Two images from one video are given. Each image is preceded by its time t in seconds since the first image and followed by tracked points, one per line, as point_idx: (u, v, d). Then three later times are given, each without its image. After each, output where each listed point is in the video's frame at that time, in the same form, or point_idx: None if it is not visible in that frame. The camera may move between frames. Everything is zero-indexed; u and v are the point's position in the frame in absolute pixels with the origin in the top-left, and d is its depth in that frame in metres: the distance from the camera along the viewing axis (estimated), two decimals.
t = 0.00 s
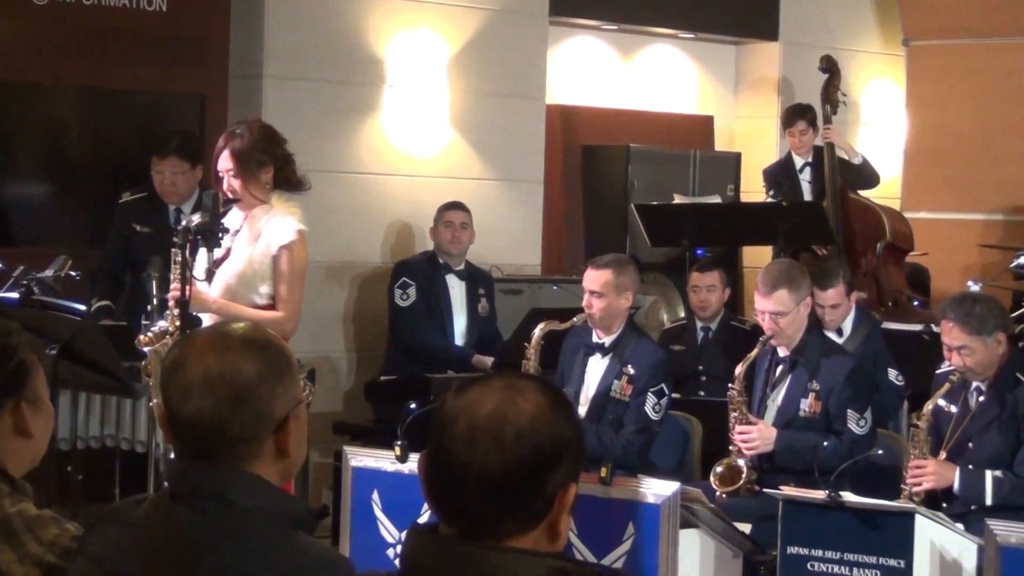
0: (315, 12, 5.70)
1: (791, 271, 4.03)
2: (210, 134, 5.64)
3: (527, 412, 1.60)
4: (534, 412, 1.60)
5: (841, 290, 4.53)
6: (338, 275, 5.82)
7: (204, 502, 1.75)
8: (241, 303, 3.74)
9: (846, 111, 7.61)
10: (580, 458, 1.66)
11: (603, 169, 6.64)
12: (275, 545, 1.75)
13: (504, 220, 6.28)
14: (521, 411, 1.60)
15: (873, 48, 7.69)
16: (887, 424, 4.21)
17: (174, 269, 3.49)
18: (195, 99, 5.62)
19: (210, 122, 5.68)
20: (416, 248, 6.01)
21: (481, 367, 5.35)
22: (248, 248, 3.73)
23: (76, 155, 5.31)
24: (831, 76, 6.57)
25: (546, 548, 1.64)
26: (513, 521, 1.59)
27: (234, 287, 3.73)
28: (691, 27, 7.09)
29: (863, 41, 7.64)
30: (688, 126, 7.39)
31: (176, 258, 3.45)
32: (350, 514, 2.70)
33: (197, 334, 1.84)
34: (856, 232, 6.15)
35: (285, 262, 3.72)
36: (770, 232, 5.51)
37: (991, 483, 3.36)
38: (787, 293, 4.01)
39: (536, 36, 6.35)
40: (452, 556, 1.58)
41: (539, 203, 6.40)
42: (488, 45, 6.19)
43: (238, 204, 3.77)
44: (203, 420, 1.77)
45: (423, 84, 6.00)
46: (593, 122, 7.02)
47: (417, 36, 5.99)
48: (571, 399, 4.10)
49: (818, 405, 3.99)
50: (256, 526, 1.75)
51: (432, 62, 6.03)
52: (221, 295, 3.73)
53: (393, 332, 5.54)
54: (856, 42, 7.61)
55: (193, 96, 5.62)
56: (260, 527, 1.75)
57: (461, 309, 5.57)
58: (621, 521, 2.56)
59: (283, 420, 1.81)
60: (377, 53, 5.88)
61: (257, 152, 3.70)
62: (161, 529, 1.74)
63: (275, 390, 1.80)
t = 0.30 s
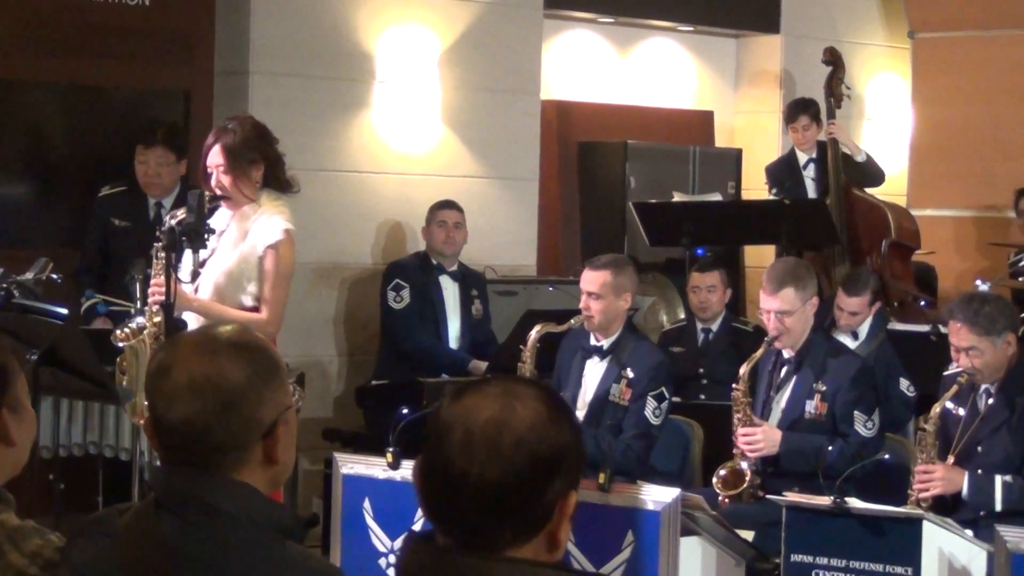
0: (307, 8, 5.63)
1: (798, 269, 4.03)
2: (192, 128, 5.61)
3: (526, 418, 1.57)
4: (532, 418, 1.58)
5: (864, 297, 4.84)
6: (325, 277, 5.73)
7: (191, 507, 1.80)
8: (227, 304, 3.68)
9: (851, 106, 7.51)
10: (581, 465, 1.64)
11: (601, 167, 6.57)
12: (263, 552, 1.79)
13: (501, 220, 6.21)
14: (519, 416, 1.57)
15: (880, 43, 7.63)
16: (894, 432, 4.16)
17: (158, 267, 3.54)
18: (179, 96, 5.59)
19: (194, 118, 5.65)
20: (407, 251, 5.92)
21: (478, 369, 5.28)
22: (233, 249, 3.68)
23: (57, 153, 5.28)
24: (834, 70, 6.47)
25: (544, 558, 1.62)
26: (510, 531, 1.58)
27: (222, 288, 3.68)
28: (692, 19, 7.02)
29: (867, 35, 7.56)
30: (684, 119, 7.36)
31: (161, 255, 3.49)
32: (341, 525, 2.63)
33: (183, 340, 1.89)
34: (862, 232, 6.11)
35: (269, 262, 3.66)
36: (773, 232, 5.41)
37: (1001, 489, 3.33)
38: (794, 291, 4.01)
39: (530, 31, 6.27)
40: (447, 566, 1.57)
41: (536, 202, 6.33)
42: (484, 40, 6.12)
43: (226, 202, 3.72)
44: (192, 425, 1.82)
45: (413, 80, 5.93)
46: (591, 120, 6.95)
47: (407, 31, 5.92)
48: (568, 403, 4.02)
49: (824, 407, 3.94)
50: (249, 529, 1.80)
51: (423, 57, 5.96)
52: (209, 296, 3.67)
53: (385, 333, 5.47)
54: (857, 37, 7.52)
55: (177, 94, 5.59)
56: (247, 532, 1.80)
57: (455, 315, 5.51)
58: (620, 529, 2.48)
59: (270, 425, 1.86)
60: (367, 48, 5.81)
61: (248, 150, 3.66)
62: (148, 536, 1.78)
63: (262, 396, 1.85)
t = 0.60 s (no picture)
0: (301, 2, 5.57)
1: (807, 266, 3.97)
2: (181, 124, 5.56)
3: (520, 422, 1.51)
4: (526, 423, 1.51)
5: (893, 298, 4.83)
6: (316, 277, 5.65)
7: (177, 515, 1.74)
8: (214, 301, 3.62)
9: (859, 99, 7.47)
10: (577, 469, 1.57)
11: (599, 163, 6.48)
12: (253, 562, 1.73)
13: (498, 220, 6.14)
14: (512, 421, 1.51)
15: (886, 33, 7.58)
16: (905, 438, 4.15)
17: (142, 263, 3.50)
18: (167, 91, 5.52)
19: (181, 111, 5.57)
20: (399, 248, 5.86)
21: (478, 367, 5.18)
22: (221, 245, 3.62)
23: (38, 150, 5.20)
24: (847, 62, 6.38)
25: (540, 567, 1.55)
26: (503, 540, 1.51)
27: (210, 284, 3.62)
28: (692, 12, 6.95)
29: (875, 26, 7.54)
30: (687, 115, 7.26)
31: (145, 253, 3.45)
32: (332, 534, 2.55)
33: (170, 340, 1.83)
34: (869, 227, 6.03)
35: (259, 259, 3.61)
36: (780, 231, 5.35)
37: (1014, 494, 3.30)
38: (804, 288, 3.93)
39: (524, 24, 6.19)
40: None
41: (533, 199, 6.26)
42: (479, 33, 6.06)
43: (214, 197, 3.67)
44: (178, 430, 1.75)
45: (406, 74, 5.86)
46: (589, 113, 6.87)
47: (401, 24, 5.85)
48: (567, 407, 3.95)
49: (832, 408, 3.89)
50: (235, 541, 1.74)
51: (417, 50, 5.89)
52: (197, 292, 3.61)
53: (377, 332, 5.40)
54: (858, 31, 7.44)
55: (165, 88, 5.52)
56: (235, 541, 1.74)
57: (448, 314, 5.43)
58: (620, 536, 2.40)
59: (260, 429, 1.80)
60: (360, 40, 5.74)
61: (240, 145, 3.61)
62: (133, 545, 1.73)
63: (252, 399, 1.78)
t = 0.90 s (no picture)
0: None
1: (814, 263, 3.92)
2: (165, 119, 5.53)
3: (520, 422, 1.43)
4: (526, 423, 1.44)
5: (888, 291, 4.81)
6: (306, 275, 5.58)
7: (161, 522, 1.67)
8: (200, 302, 3.54)
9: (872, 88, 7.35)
10: (578, 473, 1.50)
11: (600, 160, 6.44)
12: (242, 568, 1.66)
13: (496, 217, 6.07)
14: (511, 422, 1.44)
15: (896, 26, 7.46)
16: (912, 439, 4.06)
17: (130, 263, 3.47)
18: (153, 85, 5.51)
19: (167, 105, 5.54)
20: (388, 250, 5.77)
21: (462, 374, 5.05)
22: (208, 244, 3.56)
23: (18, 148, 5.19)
24: (863, 52, 6.28)
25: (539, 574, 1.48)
26: (501, 545, 1.44)
27: (195, 283, 3.54)
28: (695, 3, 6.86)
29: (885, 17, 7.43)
30: (684, 108, 7.23)
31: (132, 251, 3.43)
32: (323, 541, 2.48)
33: (154, 341, 1.76)
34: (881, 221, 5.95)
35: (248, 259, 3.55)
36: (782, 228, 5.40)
37: None
38: (812, 285, 3.88)
39: (521, 14, 6.10)
40: None
41: (531, 195, 6.18)
42: (476, 25, 5.98)
43: (203, 196, 3.61)
44: (162, 434, 1.68)
45: (399, 64, 5.79)
46: (586, 107, 6.83)
47: (392, 15, 5.77)
48: (564, 410, 3.88)
49: (840, 409, 3.82)
50: (217, 550, 1.66)
51: (410, 42, 5.81)
52: (181, 291, 3.53)
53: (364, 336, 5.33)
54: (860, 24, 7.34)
55: (150, 82, 5.50)
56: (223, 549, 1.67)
57: (442, 318, 5.37)
58: (620, 543, 2.30)
59: (248, 433, 1.73)
60: (352, 32, 5.66)
61: (227, 141, 3.54)
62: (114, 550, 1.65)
63: (240, 402, 1.72)
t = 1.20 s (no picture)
0: None
1: (818, 259, 3.86)
2: (152, 110, 5.49)
3: (512, 425, 1.40)
4: (518, 426, 1.41)
5: (863, 282, 4.48)
6: (297, 271, 5.53)
7: (148, 526, 1.63)
8: (186, 299, 3.48)
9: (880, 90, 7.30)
10: (573, 475, 1.47)
11: (601, 155, 6.40)
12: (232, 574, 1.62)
13: (495, 215, 6.00)
14: (502, 424, 1.40)
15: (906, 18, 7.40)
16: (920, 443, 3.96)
17: (114, 260, 3.42)
18: (138, 74, 5.46)
19: (152, 96, 5.50)
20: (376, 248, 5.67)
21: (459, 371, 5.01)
22: (197, 239, 3.49)
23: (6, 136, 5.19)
24: (882, 45, 6.19)
25: None
26: (496, 551, 1.41)
27: (183, 280, 3.49)
28: None
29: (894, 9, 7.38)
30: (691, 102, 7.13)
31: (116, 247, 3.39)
32: (314, 548, 2.42)
33: (141, 339, 1.71)
34: (892, 219, 5.85)
35: (237, 255, 3.49)
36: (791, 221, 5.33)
37: None
38: (818, 283, 3.81)
39: (518, 4, 6.02)
40: None
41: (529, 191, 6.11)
42: (472, 14, 5.90)
43: (190, 190, 3.53)
44: (150, 436, 1.64)
45: (392, 55, 5.72)
46: (586, 99, 6.74)
47: (385, 5, 5.71)
48: (564, 411, 3.81)
49: (848, 409, 3.75)
50: (208, 554, 1.63)
51: (402, 31, 5.74)
52: (168, 288, 3.48)
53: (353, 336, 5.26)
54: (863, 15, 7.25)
55: (134, 71, 5.46)
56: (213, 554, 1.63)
57: (433, 316, 5.30)
58: (619, 548, 2.22)
59: (238, 435, 1.69)
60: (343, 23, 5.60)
61: (215, 133, 3.47)
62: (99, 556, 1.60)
63: (230, 403, 1.67)
